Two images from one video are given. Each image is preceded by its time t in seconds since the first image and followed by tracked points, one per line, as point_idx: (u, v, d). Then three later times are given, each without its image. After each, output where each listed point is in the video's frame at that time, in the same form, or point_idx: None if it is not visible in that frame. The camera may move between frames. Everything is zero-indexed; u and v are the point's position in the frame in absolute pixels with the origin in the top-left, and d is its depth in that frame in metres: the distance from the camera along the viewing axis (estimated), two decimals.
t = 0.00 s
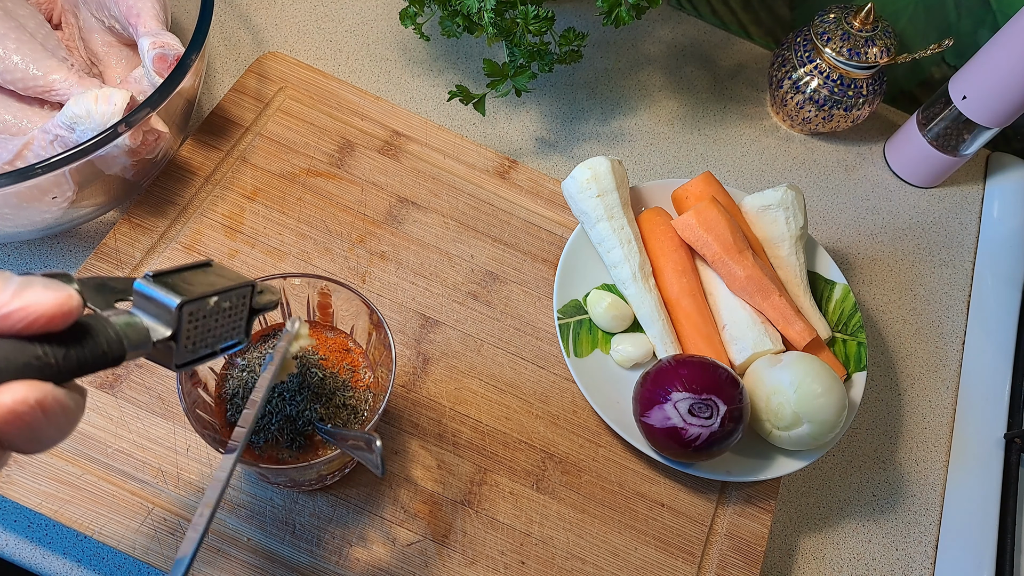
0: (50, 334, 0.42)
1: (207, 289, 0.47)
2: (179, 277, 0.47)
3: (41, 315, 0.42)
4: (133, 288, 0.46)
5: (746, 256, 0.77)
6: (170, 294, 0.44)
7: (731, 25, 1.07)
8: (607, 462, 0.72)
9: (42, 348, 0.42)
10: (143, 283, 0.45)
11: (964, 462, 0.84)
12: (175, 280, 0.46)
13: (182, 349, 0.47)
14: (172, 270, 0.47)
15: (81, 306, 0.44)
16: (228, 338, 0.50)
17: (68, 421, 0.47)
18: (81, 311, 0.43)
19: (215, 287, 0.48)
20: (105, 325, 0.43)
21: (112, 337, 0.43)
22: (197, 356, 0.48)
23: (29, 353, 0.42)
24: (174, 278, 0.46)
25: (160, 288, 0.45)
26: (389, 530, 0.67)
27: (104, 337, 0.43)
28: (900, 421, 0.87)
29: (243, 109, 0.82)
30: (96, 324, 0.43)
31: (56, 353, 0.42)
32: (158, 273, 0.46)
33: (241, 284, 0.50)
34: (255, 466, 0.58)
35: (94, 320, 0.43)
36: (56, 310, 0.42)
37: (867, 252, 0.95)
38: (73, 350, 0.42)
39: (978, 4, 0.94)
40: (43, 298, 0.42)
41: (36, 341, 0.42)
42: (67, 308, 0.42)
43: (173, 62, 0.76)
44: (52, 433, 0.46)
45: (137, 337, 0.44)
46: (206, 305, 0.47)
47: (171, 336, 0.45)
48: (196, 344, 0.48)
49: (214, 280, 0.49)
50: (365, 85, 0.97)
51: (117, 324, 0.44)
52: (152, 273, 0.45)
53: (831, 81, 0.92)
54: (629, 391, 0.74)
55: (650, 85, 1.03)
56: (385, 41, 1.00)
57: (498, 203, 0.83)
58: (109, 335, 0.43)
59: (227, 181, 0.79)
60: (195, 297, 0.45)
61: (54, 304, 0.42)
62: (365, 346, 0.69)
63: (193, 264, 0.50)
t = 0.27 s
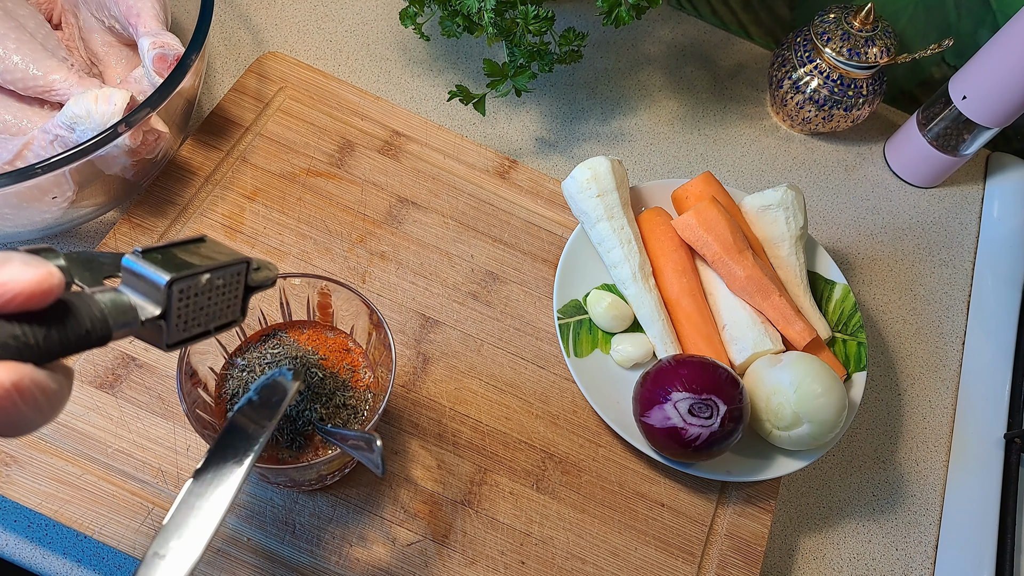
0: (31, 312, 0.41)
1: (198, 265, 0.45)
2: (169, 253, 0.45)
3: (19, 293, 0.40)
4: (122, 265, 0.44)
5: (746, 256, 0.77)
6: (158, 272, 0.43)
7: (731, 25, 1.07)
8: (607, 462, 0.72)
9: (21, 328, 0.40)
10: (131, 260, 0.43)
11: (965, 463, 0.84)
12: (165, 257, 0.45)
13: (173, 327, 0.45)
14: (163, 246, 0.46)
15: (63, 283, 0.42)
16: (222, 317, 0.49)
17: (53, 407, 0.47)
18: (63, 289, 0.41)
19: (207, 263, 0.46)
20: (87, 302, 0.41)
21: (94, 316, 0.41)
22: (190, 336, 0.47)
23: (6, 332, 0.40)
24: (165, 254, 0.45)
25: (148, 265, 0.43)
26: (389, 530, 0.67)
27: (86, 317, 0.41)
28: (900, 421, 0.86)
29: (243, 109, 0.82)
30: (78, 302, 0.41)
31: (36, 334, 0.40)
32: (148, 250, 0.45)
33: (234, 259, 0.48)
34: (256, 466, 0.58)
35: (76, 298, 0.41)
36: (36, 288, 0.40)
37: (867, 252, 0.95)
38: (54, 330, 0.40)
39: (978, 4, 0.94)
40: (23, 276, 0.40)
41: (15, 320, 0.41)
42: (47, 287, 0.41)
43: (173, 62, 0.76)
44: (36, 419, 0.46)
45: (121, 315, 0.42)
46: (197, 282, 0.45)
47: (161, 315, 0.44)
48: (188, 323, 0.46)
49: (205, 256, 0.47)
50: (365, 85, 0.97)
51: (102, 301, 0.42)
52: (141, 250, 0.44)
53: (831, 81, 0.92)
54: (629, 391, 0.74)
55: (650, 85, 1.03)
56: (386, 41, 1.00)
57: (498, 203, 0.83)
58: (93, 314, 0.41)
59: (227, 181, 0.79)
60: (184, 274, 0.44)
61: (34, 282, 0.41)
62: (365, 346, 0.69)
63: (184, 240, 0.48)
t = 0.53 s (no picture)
0: (21, 298, 0.40)
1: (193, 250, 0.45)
2: (164, 239, 0.45)
3: (10, 278, 0.40)
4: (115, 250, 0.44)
5: (746, 256, 0.77)
6: (153, 257, 0.43)
7: (731, 25, 1.07)
8: (607, 462, 0.72)
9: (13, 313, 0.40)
10: (124, 245, 0.43)
11: (964, 463, 0.84)
12: (159, 243, 0.45)
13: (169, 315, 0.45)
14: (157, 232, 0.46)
15: (54, 269, 0.42)
16: (218, 303, 0.49)
17: (48, 394, 0.49)
18: (54, 274, 0.42)
19: (202, 248, 0.46)
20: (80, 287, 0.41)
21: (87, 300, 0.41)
22: (186, 323, 0.47)
23: None
24: (160, 240, 0.45)
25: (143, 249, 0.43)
26: (389, 530, 0.67)
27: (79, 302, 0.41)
28: (900, 421, 0.87)
29: (244, 109, 0.82)
30: (71, 288, 0.41)
31: (27, 318, 0.40)
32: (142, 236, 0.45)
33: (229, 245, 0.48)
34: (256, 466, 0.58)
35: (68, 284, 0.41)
36: (26, 273, 0.40)
37: (867, 252, 0.95)
38: (47, 314, 0.40)
39: (978, 5, 0.94)
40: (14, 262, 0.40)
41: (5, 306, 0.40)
42: (39, 271, 0.41)
43: (173, 62, 0.76)
44: (32, 406, 0.48)
45: (114, 299, 0.42)
46: (193, 267, 0.45)
47: (156, 301, 0.44)
48: (184, 311, 0.46)
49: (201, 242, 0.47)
50: (365, 85, 0.97)
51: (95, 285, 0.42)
52: (135, 236, 0.44)
53: (831, 81, 0.92)
54: (629, 391, 0.74)
55: (650, 85, 1.03)
56: (385, 41, 1.00)
57: (498, 203, 0.83)
58: (86, 300, 0.41)
59: (227, 181, 0.79)
60: (180, 259, 0.43)
61: (24, 266, 0.40)
62: (365, 346, 0.69)
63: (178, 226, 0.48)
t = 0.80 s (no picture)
0: (16, 306, 0.41)
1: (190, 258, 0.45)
2: (161, 247, 0.45)
3: (6, 286, 0.40)
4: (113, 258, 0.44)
5: (746, 256, 0.77)
6: (149, 264, 0.43)
7: (731, 24, 1.07)
8: (607, 462, 0.72)
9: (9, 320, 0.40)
10: (121, 254, 0.44)
11: (965, 463, 0.84)
12: (157, 250, 0.45)
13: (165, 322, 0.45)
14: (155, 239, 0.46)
15: (49, 276, 0.42)
16: (215, 311, 0.48)
17: (47, 400, 0.49)
18: (49, 282, 0.42)
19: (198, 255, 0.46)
20: (76, 294, 0.42)
21: (83, 308, 0.41)
22: (183, 330, 0.46)
23: None
24: (157, 247, 0.45)
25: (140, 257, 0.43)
26: (389, 530, 0.67)
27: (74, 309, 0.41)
28: (900, 421, 0.87)
29: (243, 109, 0.82)
30: (67, 296, 0.41)
31: (22, 327, 0.40)
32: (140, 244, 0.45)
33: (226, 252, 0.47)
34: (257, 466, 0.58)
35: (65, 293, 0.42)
36: (21, 281, 0.40)
37: (867, 252, 0.95)
38: (41, 323, 0.40)
39: (978, 5, 0.94)
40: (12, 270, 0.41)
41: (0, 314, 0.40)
42: (34, 279, 0.41)
43: (173, 62, 0.76)
44: (30, 414, 0.48)
45: (111, 308, 0.42)
46: (189, 274, 0.45)
47: (152, 309, 0.43)
48: (181, 317, 0.46)
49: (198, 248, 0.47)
50: (365, 85, 0.97)
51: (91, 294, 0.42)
52: (132, 244, 0.44)
53: (831, 81, 0.92)
54: (629, 391, 0.74)
55: (650, 85, 1.03)
56: (385, 41, 1.00)
57: (498, 203, 0.83)
58: (81, 307, 0.41)
59: (227, 181, 0.79)
60: (175, 266, 0.43)
61: (20, 274, 0.41)
62: (364, 346, 0.69)
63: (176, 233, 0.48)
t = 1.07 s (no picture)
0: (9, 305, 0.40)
1: (184, 258, 0.45)
2: (154, 246, 0.45)
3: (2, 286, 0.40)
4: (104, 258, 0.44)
5: (746, 256, 0.77)
6: (141, 263, 0.43)
7: (731, 25, 1.08)
8: (607, 462, 0.72)
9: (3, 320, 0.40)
10: (113, 251, 0.43)
11: (965, 463, 0.84)
12: (148, 248, 0.44)
13: (157, 320, 0.45)
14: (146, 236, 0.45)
15: (43, 276, 0.43)
16: (205, 308, 0.48)
17: (41, 398, 0.49)
18: (43, 282, 0.42)
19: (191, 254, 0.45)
20: (69, 294, 0.42)
21: (76, 307, 0.41)
22: (174, 327, 0.46)
23: None
24: (149, 245, 0.45)
25: (134, 257, 0.43)
26: (389, 530, 0.67)
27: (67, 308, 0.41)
28: (900, 421, 0.87)
29: (244, 109, 0.82)
30: (60, 295, 0.41)
31: (16, 326, 0.40)
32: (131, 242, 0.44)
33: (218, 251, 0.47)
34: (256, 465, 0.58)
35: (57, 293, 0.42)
36: (18, 280, 0.41)
37: (867, 252, 0.95)
38: (36, 322, 0.40)
39: (978, 5, 0.94)
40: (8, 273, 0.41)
41: None
42: (29, 279, 0.41)
43: (173, 62, 0.76)
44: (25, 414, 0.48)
45: (103, 308, 0.42)
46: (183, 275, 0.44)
47: (144, 307, 0.43)
48: (172, 315, 0.46)
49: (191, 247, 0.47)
50: (365, 85, 0.97)
51: (83, 294, 0.42)
52: (124, 241, 0.44)
53: (831, 81, 0.92)
54: (629, 391, 0.74)
55: (650, 85, 1.03)
56: (386, 41, 1.00)
57: (498, 203, 0.83)
58: (75, 306, 0.41)
59: (227, 181, 0.79)
60: (168, 266, 0.43)
61: (15, 274, 0.41)
62: (364, 346, 0.69)
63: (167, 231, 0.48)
